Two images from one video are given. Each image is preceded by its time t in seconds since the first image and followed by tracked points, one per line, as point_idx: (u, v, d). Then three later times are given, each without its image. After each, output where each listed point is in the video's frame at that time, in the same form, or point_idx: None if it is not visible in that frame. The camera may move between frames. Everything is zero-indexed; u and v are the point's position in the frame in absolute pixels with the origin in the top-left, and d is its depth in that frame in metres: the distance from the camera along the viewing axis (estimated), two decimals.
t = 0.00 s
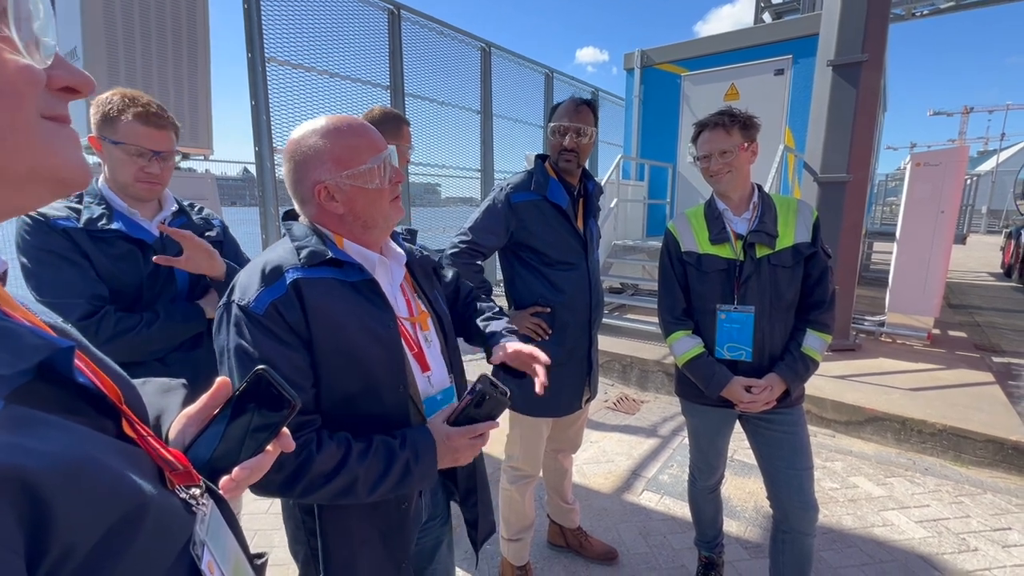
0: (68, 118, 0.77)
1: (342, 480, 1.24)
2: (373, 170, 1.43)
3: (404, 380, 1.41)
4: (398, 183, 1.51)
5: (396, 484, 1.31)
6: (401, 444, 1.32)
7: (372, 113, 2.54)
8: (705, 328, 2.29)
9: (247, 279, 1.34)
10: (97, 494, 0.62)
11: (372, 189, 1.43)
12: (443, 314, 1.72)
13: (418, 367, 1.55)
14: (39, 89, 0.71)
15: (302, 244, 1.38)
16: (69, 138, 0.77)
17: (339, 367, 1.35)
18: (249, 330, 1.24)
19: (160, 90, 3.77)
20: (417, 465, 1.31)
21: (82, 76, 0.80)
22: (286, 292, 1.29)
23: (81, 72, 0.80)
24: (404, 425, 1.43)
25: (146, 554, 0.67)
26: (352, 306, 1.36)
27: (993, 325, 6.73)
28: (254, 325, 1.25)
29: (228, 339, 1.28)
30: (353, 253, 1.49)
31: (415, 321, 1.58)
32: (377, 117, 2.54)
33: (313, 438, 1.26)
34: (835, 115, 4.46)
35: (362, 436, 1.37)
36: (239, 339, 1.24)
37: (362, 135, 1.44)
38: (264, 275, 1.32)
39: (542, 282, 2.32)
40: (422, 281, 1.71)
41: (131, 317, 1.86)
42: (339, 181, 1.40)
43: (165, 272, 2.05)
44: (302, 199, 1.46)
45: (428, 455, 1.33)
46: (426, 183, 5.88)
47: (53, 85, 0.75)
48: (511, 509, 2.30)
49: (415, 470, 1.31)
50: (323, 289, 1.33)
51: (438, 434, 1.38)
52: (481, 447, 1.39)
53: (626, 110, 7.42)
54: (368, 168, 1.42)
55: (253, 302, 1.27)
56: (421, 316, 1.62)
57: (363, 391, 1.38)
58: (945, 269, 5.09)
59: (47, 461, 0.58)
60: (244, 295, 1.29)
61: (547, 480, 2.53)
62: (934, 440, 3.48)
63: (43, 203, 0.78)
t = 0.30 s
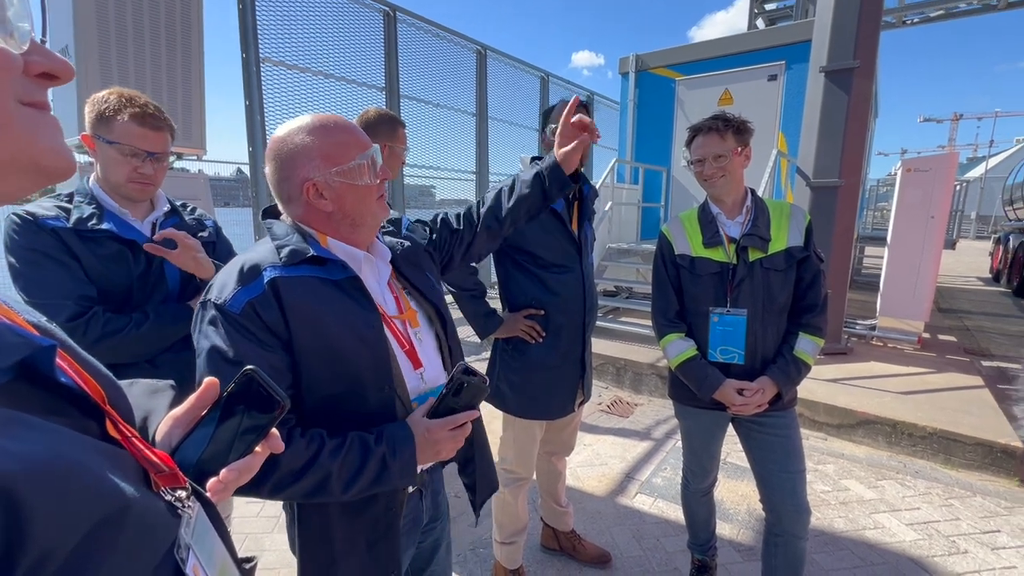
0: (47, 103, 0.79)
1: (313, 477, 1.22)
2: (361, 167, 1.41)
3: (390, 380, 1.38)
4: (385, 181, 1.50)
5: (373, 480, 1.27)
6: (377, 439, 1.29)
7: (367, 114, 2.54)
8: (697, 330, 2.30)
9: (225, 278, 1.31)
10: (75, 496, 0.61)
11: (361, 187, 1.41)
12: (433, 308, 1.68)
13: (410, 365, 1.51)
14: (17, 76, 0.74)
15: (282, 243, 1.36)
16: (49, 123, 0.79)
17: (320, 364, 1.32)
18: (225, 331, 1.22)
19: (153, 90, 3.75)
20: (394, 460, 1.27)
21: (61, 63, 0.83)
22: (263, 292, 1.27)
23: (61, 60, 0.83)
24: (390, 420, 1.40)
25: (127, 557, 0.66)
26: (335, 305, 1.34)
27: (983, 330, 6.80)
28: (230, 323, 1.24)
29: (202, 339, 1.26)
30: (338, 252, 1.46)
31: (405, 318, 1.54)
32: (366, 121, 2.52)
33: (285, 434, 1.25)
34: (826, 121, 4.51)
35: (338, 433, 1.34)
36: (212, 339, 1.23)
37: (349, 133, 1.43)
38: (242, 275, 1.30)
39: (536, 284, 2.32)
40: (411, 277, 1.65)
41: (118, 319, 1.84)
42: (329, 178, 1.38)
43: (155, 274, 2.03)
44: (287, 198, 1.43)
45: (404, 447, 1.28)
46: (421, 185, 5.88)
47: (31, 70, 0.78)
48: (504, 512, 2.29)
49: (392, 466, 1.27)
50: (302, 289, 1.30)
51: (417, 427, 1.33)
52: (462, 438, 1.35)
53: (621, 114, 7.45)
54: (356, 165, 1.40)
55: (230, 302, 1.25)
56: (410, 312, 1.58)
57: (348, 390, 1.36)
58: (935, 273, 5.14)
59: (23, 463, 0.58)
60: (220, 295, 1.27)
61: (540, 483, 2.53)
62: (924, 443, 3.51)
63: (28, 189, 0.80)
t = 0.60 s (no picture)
0: (36, 108, 0.79)
1: (300, 482, 1.21)
2: (342, 169, 1.40)
3: (380, 385, 1.38)
4: (369, 183, 1.48)
5: (364, 484, 1.27)
6: (365, 442, 1.28)
7: (359, 119, 2.55)
8: (687, 336, 2.32)
9: (209, 285, 1.30)
10: (65, 500, 0.61)
11: (342, 189, 1.40)
12: (423, 309, 1.67)
13: (401, 368, 1.50)
14: (10, 78, 0.74)
15: (266, 249, 1.34)
16: (39, 128, 0.79)
17: (307, 369, 1.31)
18: (208, 340, 1.22)
19: (142, 92, 3.72)
20: (383, 462, 1.27)
21: (51, 66, 0.82)
22: (247, 300, 1.26)
23: (51, 63, 0.82)
24: (382, 422, 1.40)
25: (115, 562, 0.66)
26: (321, 310, 1.33)
27: (965, 337, 6.91)
28: (213, 332, 1.23)
29: (186, 348, 1.25)
30: (324, 256, 1.44)
31: (395, 322, 1.52)
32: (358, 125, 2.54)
33: (272, 440, 1.24)
34: (814, 130, 4.58)
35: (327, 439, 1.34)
36: (196, 348, 1.22)
37: (329, 136, 1.41)
38: (226, 282, 1.29)
39: (529, 290, 2.33)
40: (401, 278, 1.62)
41: (104, 321, 1.82)
42: (310, 183, 1.36)
43: (143, 276, 2.02)
44: (270, 205, 1.42)
45: (393, 448, 1.28)
46: (413, 189, 5.88)
47: (22, 74, 0.77)
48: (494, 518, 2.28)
49: (381, 469, 1.27)
50: (287, 294, 1.29)
51: (407, 429, 1.33)
52: (453, 436, 1.34)
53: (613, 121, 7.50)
54: (337, 168, 1.38)
55: (214, 310, 1.24)
56: (400, 315, 1.57)
57: (336, 395, 1.35)
58: (919, 281, 5.23)
59: (13, 467, 0.57)
60: (204, 303, 1.26)
61: (531, 488, 2.52)
62: (909, 448, 3.55)
63: (18, 195, 0.80)
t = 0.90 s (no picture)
0: (17, 107, 0.77)
1: (289, 488, 1.19)
2: (328, 173, 1.38)
3: (368, 390, 1.36)
4: (356, 187, 1.47)
5: (353, 488, 1.25)
6: (354, 444, 1.27)
7: (342, 126, 2.56)
8: (676, 344, 2.34)
9: (193, 290, 1.28)
10: (40, 507, 0.60)
11: (328, 193, 1.38)
12: (410, 316, 1.66)
13: (389, 374, 1.48)
14: None
15: (253, 253, 1.33)
16: (20, 128, 0.77)
17: (295, 374, 1.30)
18: (193, 346, 1.20)
19: (128, 94, 3.67)
20: (374, 464, 1.26)
21: (34, 65, 0.80)
22: (234, 304, 1.24)
23: (33, 61, 0.80)
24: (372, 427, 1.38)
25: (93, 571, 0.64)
26: (310, 314, 1.31)
27: (944, 346, 7.06)
28: (198, 338, 1.21)
29: (169, 355, 1.22)
30: (311, 261, 1.43)
31: (383, 328, 1.51)
32: (342, 131, 2.55)
33: (257, 448, 1.23)
34: (797, 143, 4.66)
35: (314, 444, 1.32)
36: (180, 356, 1.19)
37: (314, 140, 1.40)
38: (212, 287, 1.27)
39: (522, 297, 2.33)
40: (387, 284, 1.62)
41: (86, 326, 1.78)
42: (295, 187, 1.35)
43: (127, 280, 1.98)
44: (255, 210, 1.40)
45: (383, 450, 1.27)
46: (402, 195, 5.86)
47: (3, 73, 0.76)
48: (482, 527, 2.27)
49: (371, 471, 1.25)
50: (275, 298, 1.28)
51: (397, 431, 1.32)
52: (442, 436, 1.33)
53: (602, 131, 7.57)
54: (323, 172, 1.37)
55: (199, 315, 1.22)
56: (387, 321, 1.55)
57: (324, 401, 1.34)
58: (900, 291, 5.33)
59: None
60: (188, 308, 1.24)
61: (519, 496, 2.51)
62: (891, 456, 3.61)
63: None
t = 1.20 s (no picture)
0: None
1: (249, 513, 1.15)
2: (302, 190, 1.36)
3: (336, 411, 1.34)
4: (331, 204, 1.45)
5: (318, 512, 1.22)
6: (319, 467, 1.23)
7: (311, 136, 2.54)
8: (652, 361, 2.37)
9: (155, 304, 1.24)
10: None
11: (302, 210, 1.36)
12: (383, 335, 1.64)
13: (359, 395, 1.45)
14: None
15: (221, 268, 1.30)
16: None
17: (260, 394, 1.26)
18: (152, 363, 1.15)
19: (95, 101, 3.57)
20: (339, 488, 1.22)
21: None
22: (198, 320, 1.20)
23: None
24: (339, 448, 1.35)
25: None
26: (279, 332, 1.28)
27: (907, 360, 7.32)
28: (158, 354, 1.16)
29: (125, 372, 1.17)
30: (282, 277, 1.40)
31: (354, 346, 1.48)
32: (305, 143, 2.54)
33: (217, 471, 1.18)
34: (767, 163, 4.81)
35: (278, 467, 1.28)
36: (137, 373, 1.14)
37: (289, 156, 1.38)
38: (175, 301, 1.23)
39: (502, 313, 2.33)
40: (360, 302, 1.60)
41: (42, 341, 1.71)
42: (268, 203, 1.32)
43: (87, 294, 1.91)
44: (225, 224, 1.36)
45: (350, 473, 1.24)
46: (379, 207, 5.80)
47: None
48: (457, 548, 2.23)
49: (336, 495, 1.22)
50: (242, 315, 1.24)
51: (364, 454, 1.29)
52: (412, 458, 1.31)
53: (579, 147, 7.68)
54: (297, 189, 1.35)
55: (160, 331, 1.17)
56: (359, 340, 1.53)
57: (290, 423, 1.30)
58: (865, 307, 5.52)
59: None
60: (149, 322, 1.19)
61: (495, 515, 2.48)
62: (859, 469, 3.70)
63: None
